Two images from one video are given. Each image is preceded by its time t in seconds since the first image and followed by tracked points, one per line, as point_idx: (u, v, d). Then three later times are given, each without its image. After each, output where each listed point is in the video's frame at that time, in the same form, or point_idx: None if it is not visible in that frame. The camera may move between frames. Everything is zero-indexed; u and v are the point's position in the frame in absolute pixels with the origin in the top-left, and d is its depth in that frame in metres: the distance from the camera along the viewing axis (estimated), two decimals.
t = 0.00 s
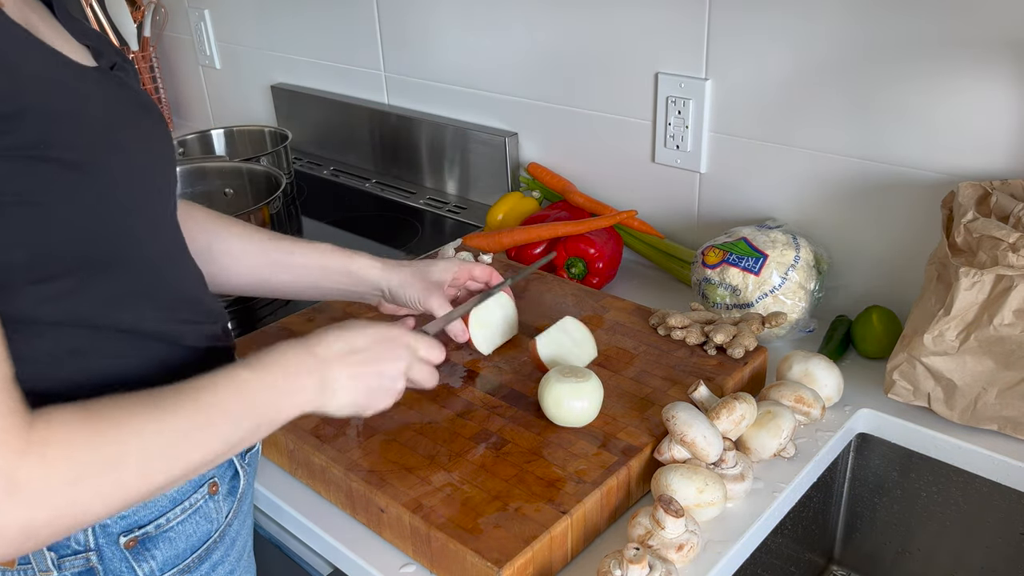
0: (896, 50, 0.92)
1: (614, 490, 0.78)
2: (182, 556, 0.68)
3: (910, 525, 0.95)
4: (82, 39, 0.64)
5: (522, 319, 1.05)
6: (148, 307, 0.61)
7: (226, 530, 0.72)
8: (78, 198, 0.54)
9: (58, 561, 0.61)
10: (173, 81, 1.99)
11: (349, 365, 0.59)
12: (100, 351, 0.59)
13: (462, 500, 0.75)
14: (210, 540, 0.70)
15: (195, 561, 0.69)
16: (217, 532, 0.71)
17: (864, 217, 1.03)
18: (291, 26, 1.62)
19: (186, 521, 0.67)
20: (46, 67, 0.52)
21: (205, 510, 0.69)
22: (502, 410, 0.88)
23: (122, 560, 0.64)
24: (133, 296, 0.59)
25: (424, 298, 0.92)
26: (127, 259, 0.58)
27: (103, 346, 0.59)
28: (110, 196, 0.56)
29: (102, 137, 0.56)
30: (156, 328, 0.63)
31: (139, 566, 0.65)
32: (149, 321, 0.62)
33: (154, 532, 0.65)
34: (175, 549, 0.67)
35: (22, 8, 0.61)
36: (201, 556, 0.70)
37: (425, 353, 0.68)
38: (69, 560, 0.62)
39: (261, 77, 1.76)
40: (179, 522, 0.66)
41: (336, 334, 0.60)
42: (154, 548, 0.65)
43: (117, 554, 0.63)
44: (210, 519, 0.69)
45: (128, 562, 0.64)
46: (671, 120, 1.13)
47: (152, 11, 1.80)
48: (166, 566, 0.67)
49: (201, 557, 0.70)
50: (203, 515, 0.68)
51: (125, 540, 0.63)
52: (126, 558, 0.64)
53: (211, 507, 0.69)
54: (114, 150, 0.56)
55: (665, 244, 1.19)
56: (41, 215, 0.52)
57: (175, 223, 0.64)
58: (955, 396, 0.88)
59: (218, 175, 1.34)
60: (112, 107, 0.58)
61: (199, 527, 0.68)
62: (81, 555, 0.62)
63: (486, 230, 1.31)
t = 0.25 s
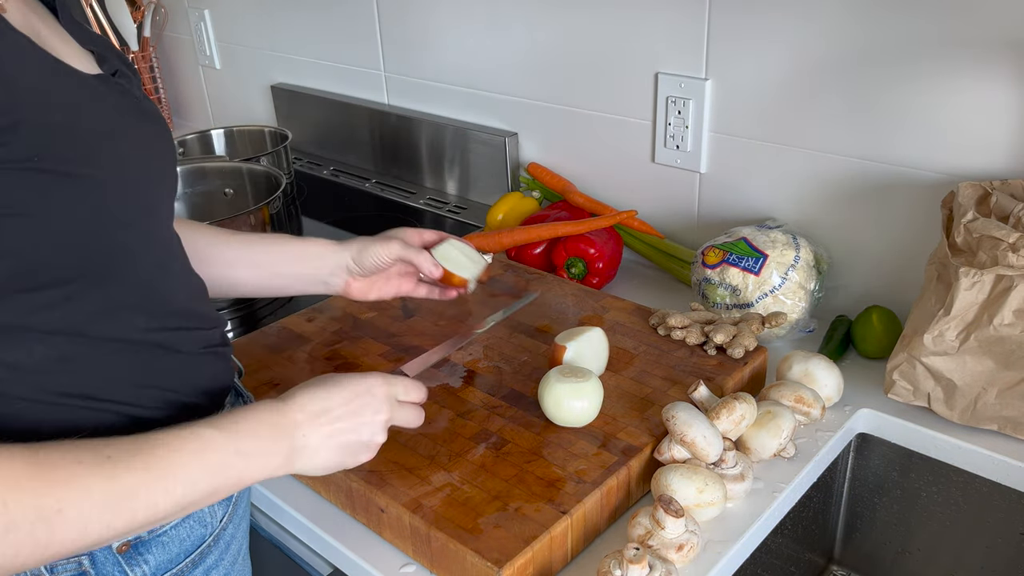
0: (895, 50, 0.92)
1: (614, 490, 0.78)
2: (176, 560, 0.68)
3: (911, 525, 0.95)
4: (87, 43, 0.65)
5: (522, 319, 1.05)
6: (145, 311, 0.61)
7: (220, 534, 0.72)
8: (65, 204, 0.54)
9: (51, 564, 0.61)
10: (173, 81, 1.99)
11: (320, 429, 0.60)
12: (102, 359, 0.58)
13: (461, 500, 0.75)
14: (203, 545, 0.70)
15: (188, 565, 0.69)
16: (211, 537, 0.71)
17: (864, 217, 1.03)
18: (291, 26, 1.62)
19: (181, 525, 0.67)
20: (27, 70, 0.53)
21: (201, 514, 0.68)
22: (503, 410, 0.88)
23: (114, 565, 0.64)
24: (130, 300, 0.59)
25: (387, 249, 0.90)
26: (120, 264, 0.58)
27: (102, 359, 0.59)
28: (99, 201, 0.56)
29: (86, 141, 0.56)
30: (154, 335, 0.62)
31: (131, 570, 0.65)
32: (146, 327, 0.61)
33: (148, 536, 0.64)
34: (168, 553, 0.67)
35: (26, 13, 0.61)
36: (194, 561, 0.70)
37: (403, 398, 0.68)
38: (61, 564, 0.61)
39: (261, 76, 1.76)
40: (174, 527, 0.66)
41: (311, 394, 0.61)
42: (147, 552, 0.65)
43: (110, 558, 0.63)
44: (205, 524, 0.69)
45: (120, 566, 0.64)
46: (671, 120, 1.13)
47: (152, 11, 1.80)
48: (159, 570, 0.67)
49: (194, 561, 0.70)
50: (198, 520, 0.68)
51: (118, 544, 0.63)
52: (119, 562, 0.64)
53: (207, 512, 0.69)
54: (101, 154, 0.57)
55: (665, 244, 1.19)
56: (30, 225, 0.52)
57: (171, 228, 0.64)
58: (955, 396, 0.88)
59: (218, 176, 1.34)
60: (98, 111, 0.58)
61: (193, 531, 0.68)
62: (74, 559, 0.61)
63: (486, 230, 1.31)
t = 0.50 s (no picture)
0: (895, 50, 0.92)
1: (614, 490, 0.78)
2: (184, 556, 0.68)
3: (911, 525, 0.95)
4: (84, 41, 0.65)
5: (522, 320, 1.05)
6: (148, 311, 0.61)
7: (227, 530, 0.72)
8: (78, 198, 0.54)
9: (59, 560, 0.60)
10: (173, 81, 1.99)
11: (339, 430, 0.59)
12: (110, 358, 0.59)
13: (462, 500, 0.75)
14: (211, 540, 0.70)
15: (196, 561, 0.69)
16: (218, 532, 0.71)
17: (864, 217, 1.03)
18: (291, 26, 1.62)
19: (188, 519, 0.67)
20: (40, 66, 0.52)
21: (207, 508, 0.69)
22: (503, 410, 0.88)
23: (123, 560, 0.63)
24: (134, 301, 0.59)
25: (346, 244, 0.88)
26: (126, 262, 0.58)
27: (114, 353, 0.59)
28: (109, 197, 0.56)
29: (95, 136, 0.55)
30: (157, 330, 0.62)
31: (140, 566, 0.65)
32: (148, 322, 0.61)
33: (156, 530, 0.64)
34: (177, 548, 0.67)
35: (31, 15, 0.61)
36: (202, 556, 0.70)
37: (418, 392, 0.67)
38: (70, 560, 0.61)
39: (261, 76, 1.76)
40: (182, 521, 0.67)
41: (322, 402, 0.61)
42: (155, 548, 0.65)
43: (118, 554, 0.63)
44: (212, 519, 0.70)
45: (129, 563, 0.64)
46: (671, 121, 1.13)
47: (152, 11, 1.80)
48: (168, 566, 0.67)
49: (202, 557, 0.70)
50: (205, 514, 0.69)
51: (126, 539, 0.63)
52: (127, 558, 0.64)
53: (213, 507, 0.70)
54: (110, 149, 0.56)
55: (665, 244, 1.19)
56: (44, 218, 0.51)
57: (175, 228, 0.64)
58: (955, 396, 0.88)
59: (218, 175, 1.34)
60: (106, 109, 0.58)
61: (200, 527, 0.69)
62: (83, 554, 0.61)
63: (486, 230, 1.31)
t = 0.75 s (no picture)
0: (896, 49, 0.92)
1: (614, 489, 0.78)
2: (183, 556, 0.68)
3: (911, 525, 0.95)
4: (89, 43, 0.65)
5: (522, 319, 1.05)
6: (149, 310, 0.61)
7: (226, 530, 0.72)
8: (84, 196, 0.53)
9: (59, 561, 0.61)
10: (173, 81, 1.99)
11: (350, 430, 0.62)
12: (110, 357, 0.59)
13: (462, 500, 0.75)
14: (209, 541, 0.70)
15: (195, 561, 0.69)
16: (217, 533, 0.71)
17: (864, 217, 1.03)
18: (291, 26, 1.62)
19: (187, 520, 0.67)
20: (47, 60, 0.51)
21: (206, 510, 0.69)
22: (503, 410, 0.88)
23: (123, 561, 0.63)
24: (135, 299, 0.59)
25: (339, 250, 0.87)
26: (129, 260, 0.57)
27: (114, 352, 0.59)
28: (114, 195, 0.55)
29: (101, 132, 0.55)
30: (158, 329, 0.62)
31: (139, 566, 0.65)
32: (149, 320, 0.61)
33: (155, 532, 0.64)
34: (176, 549, 0.67)
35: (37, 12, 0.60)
36: (201, 557, 0.70)
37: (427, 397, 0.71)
38: (69, 561, 0.61)
39: (261, 76, 1.76)
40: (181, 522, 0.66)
41: (333, 406, 0.64)
42: (154, 549, 0.65)
43: (118, 555, 0.63)
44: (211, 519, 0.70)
45: (128, 563, 0.64)
46: (671, 120, 1.13)
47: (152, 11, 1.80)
48: (167, 567, 0.67)
49: (201, 558, 0.70)
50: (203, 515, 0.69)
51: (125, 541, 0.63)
52: (126, 559, 0.64)
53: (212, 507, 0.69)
54: (114, 146, 0.56)
55: (665, 244, 1.19)
56: (52, 216, 0.51)
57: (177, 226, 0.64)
58: (955, 396, 0.88)
59: (218, 175, 1.34)
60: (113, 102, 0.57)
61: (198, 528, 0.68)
62: (82, 555, 0.61)
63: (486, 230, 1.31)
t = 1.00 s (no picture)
0: (896, 48, 0.92)
1: (614, 489, 0.78)
2: (181, 556, 0.68)
3: (911, 525, 0.95)
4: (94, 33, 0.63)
5: (522, 319, 1.05)
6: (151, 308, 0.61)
7: (225, 530, 0.72)
8: (100, 185, 0.53)
9: (57, 560, 0.62)
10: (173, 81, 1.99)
11: (377, 366, 0.57)
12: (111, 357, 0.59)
13: (462, 500, 0.75)
14: (208, 541, 0.70)
15: (194, 561, 0.69)
16: (215, 533, 0.71)
17: (864, 217, 1.03)
18: (291, 26, 1.62)
19: (185, 521, 0.67)
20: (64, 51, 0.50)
21: (204, 510, 0.69)
22: (503, 410, 0.88)
23: (120, 561, 0.64)
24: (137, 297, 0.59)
25: (330, 237, 0.88)
26: (139, 253, 0.57)
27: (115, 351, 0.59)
28: (130, 185, 0.55)
29: (122, 123, 0.54)
30: (158, 329, 0.62)
31: (137, 566, 0.65)
32: (150, 320, 0.61)
33: (153, 531, 0.65)
34: (174, 549, 0.67)
35: None
36: (200, 557, 0.70)
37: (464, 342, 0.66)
38: (67, 560, 0.62)
39: (260, 76, 1.76)
40: (179, 522, 0.67)
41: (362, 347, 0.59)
42: (152, 548, 0.65)
43: (115, 554, 0.63)
44: (209, 519, 0.70)
45: (126, 563, 0.64)
46: (671, 120, 1.13)
47: (152, 11, 1.81)
48: (165, 566, 0.67)
49: (199, 558, 0.70)
50: (201, 515, 0.68)
51: (124, 540, 0.63)
52: (124, 558, 0.64)
53: (210, 508, 0.69)
54: (123, 133, 0.54)
55: (665, 244, 1.19)
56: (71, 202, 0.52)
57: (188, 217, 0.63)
58: (955, 396, 0.88)
59: (218, 175, 1.34)
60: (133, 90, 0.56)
61: (197, 527, 0.68)
62: (79, 555, 0.62)
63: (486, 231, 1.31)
